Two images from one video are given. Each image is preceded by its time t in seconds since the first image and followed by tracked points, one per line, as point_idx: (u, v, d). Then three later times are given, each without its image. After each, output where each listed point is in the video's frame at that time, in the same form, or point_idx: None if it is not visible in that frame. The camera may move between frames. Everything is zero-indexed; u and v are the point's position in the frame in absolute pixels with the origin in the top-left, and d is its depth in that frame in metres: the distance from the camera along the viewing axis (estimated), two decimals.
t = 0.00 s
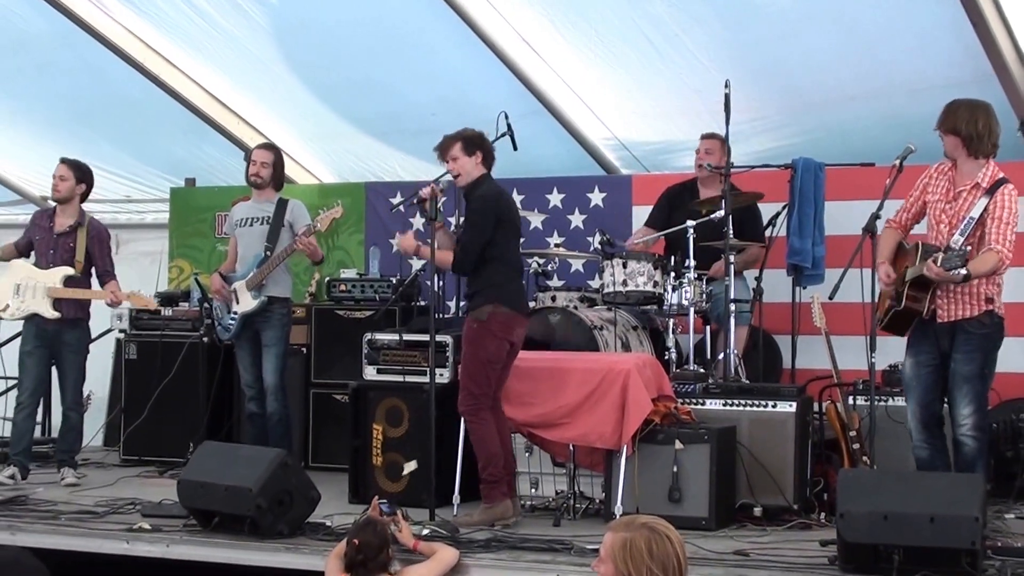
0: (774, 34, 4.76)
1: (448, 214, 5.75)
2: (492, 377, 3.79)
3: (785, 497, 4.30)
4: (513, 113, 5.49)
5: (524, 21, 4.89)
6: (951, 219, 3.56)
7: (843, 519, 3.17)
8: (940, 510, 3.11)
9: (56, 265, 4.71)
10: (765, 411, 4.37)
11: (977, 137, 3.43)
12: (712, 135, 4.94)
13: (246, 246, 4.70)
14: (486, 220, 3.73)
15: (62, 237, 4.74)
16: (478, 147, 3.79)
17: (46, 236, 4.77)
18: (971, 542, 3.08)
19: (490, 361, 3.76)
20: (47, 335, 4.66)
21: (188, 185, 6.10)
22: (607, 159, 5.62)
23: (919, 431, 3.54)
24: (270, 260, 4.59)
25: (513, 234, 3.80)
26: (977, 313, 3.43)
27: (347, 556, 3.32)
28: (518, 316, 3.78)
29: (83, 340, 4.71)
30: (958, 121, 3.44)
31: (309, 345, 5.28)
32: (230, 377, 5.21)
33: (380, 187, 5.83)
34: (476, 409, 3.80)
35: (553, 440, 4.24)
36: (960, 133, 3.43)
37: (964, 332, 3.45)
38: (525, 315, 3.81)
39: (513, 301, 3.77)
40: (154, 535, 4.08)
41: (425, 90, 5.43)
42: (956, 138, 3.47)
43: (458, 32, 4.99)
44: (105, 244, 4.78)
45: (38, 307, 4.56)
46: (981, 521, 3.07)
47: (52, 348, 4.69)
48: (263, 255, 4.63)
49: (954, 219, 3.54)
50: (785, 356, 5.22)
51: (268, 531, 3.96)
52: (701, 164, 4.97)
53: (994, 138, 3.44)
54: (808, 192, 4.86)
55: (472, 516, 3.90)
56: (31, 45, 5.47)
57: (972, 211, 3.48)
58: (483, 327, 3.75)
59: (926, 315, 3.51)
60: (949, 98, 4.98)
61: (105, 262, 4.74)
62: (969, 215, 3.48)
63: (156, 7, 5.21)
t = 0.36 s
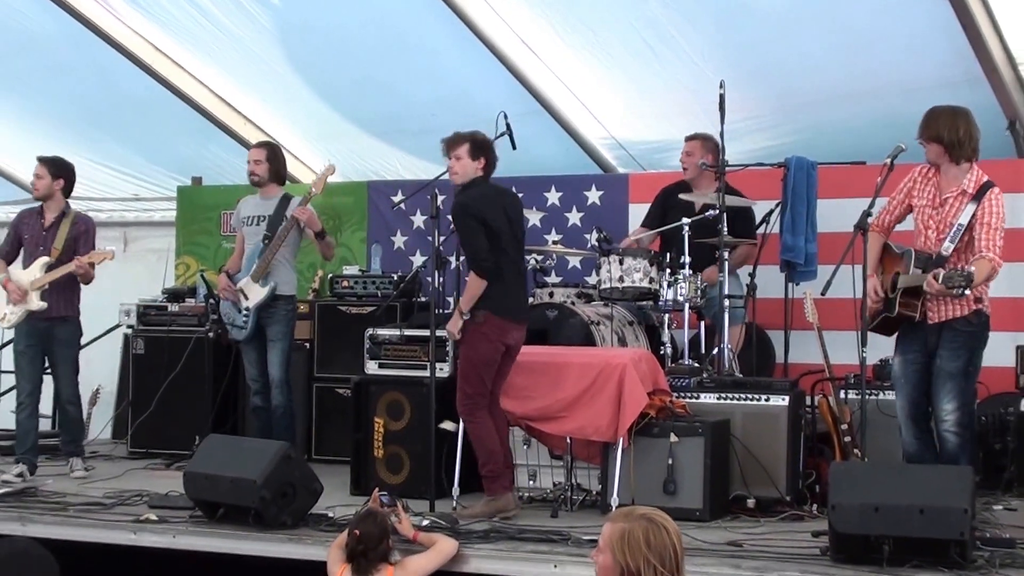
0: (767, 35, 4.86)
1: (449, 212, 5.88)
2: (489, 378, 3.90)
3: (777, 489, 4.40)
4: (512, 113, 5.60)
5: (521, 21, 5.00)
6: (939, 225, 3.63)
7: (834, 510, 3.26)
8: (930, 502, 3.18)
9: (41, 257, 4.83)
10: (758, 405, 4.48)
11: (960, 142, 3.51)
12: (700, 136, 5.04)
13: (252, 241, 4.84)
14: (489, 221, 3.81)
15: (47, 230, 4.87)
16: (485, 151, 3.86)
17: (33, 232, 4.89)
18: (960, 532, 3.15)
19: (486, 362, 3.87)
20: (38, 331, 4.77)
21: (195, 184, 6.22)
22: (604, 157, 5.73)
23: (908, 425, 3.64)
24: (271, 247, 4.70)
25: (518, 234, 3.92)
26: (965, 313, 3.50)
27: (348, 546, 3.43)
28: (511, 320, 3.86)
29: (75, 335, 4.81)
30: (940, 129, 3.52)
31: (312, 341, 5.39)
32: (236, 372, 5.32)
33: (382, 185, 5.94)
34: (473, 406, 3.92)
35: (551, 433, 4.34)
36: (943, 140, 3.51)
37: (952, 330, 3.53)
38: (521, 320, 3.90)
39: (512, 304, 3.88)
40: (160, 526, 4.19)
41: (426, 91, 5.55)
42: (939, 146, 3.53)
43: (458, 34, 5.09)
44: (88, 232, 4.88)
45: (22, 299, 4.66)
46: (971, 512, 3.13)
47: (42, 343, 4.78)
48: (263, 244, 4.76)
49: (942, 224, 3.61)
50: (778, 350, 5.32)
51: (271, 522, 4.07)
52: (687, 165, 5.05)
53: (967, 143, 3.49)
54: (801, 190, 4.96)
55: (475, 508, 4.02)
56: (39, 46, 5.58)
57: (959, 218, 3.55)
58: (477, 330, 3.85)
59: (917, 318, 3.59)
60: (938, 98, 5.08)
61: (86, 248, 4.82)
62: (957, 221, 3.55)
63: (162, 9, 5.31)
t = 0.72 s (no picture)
0: (754, 40, 5.02)
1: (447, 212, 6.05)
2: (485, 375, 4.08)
3: (764, 479, 4.57)
4: (507, 115, 5.76)
5: (517, 26, 5.16)
6: (921, 220, 3.83)
7: (821, 501, 3.38)
8: (912, 492, 3.30)
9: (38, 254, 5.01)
10: (746, 398, 4.64)
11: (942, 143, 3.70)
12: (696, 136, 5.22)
13: (258, 240, 5.03)
14: (488, 222, 3.98)
15: (41, 228, 5.05)
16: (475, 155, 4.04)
17: (27, 231, 5.08)
18: (941, 521, 3.27)
19: (483, 361, 4.05)
20: (36, 324, 4.96)
21: (201, 184, 6.39)
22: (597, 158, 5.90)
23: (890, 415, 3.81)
24: (277, 247, 4.88)
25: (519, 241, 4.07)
26: (946, 307, 3.67)
27: (347, 534, 3.56)
28: (509, 320, 4.06)
29: (69, 324, 4.98)
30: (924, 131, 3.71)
31: (314, 336, 5.56)
32: (241, 366, 5.50)
33: (382, 185, 6.10)
34: (470, 402, 4.09)
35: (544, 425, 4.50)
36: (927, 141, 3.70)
37: (933, 324, 3.71)
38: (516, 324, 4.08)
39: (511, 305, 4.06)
40: (168, 514, 4.36)
41: (425, 93, 5.71)
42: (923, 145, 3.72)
43: (456, 39, 5.25)
44: (81, 229, 5.06)
45: (22, 298, 4.85)
46: (951, 501, 3.26)
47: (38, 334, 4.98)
48: (270, 244, 4.95)
49: (924, 220, 3.80)
50: (765, 345, 5.49)
51: (275, 510, 4.25)
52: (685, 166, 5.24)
53: (958, 142, 3.70)
54: (788, 189, 5.12)
55: (472, 498, 4.18)
56: (48, 50, 5.75)
57: (942, 213, 3.73)
58: (477, 330, 4.04)
59: (901, 310, 3.78)
60: (921, 101, 5.24)
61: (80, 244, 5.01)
62: (940, 215, 3.73)
63: (168, 14, 5.48)
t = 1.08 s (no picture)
0: (741, 50, 5.23)
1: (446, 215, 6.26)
2: (482, 370, 4.29)
3: (752, 472, 4.78)
4: (504, 121, 5.97)
5: (513, 36, 5.36)
6: (901, 222, 4.03)
7: (806, 493, 3.56)
8: (894, 484, 3.49)
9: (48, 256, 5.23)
10: (734, 393, 4.85)
11: (915, 148, 3.89)
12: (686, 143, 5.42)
13: (265, 242, 5.24)
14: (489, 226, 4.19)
15: (52, 230, 5.28)
16: (472, 162, 4.23)
17: (41, 232, 5.32)
18: (921, 512, 3.47)
19: (480, 356, 4.27)
20: (47, 323, 5.20)
21: (210, 187, 6.61)
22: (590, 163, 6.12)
23: (871, 411, 4.00)
24: (284, 247, 5.11)
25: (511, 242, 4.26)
26: (927, 306, 3.90)
27: (347, 523, 3.72)
28: (506, 317, 4.27)
29: (77, 324, 5.17)
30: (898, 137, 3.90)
31: (319, 333, 5.78)
32: (248, 363, 5.71)
33: (385, 189, 6.31)
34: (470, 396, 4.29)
35: (539, 419, 4.71)
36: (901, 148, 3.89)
37: (914, 322, 3.92)
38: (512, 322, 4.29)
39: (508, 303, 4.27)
40: (178, 505, 4.58)
41: (425, 101, 5.92)
42: (899, 151, 3.92)
43: (455, 49, 5.46)
44: (89, 232, 5.25)
45: (33, 298, 5.11)
46: (931, 493, 3.45)
47: (50, 333, 5.21)
48: (277, 245, 5.16)
49: (905, 222, 4.01)
50: (752, 343, 5.70)
51: (281, 502, 4.45)
52: (674, 170, 5.45)
53: (933, 145, 3.91)
54: (773, 193, 5.30)
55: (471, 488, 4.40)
56: (61, 57, 5.95)
57: (923, 212, 3.94)
58: (476, 327, 4.25)
59: (884, 308, 3.98)
60: (902, 108, 5.45)
61: (87, 248, 5.20)
62: (920, 215, 3.94)
63: (178, 24, 5.69)
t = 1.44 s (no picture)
0: (729, 60, 5.44)
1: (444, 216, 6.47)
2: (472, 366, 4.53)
3: (740, 465, 4.99)
4: (501, 127, 6.19)
5: (511, 46, 5.57)
6: (883, 228, 4.24)
7: (792, 485, 3.76)
8: (876, 477, 3.70)
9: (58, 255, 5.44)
10: (723, 389, 5.06)
11: (894, 161, 4.10)
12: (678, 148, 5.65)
13: (272, 244, 5.47)
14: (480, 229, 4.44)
15: (67, 231, 5.48)
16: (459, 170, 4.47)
17: (57, 232, 5.54)
18: (902, 503, 3.68)
19: (468, 353, 4.50)
20: (58, 322, 5.42)
21: (217, 190, 6.83)
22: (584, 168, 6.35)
23: (850, 404, 4.25)
24: (291, 248, 5.31)
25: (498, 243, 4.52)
26: (908, 309, 4.09)
27: (345, 516, 3.83)
28: (491, 314, 4.52)
29: (85, 324, 5.39)
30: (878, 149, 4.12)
31: (323, 331, 5.99)
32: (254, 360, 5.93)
33: (386, 195, 6.53)
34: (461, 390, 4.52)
35: (536, 414, 4.91)
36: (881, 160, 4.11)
37: (896, 324, 4.13)
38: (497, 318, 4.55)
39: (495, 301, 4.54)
40: (188, 497, 4.80)
41: (426, 109, 6.14)
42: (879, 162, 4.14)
43: (455, 59, 5.67)
44: (99, 236, 5.45)
45: (40, 293, 5.30)
46: (912, 486, 3.66)
47: (63, 332, 5.43)
48: (284, 246, 5.38)
49: (886, 228, 4.22)
50: (740, 341, 5.92)
51: (287, 494, 4.65)
52: (665, 175, 5.69)
53: (911, 155, 4.12)
54: (760, 197, 5.54)
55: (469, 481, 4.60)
56: (74, 65, 6.17)
57: (901, 218, 4.14)
58: (465, 325, 4.49)
59: (867, 312, 4.18)
60: (883, 115, 5.67)
61: (95, 250, 5.40)
62: (899, 220, 4.14)
63: (187, 34, 5.90)
